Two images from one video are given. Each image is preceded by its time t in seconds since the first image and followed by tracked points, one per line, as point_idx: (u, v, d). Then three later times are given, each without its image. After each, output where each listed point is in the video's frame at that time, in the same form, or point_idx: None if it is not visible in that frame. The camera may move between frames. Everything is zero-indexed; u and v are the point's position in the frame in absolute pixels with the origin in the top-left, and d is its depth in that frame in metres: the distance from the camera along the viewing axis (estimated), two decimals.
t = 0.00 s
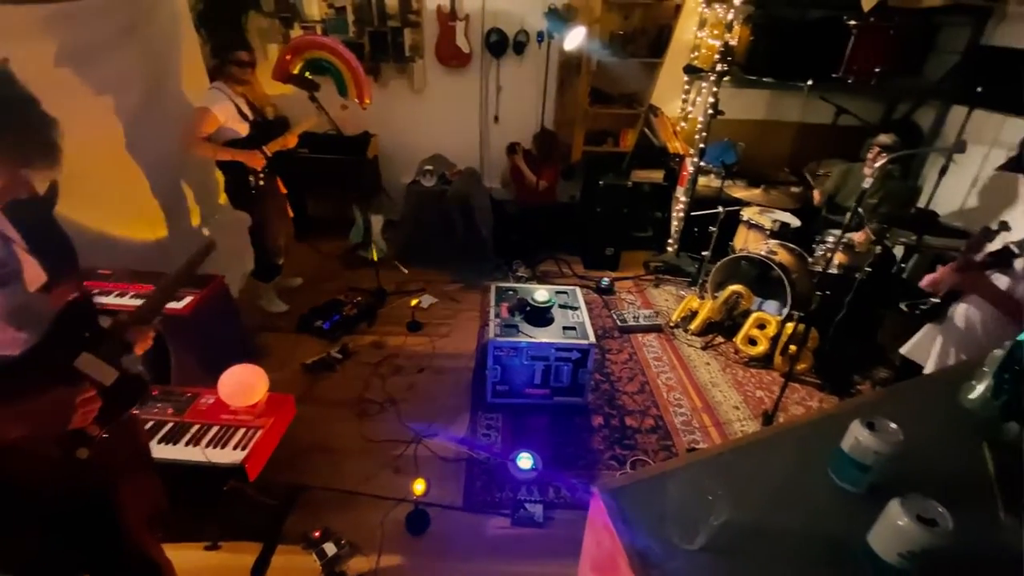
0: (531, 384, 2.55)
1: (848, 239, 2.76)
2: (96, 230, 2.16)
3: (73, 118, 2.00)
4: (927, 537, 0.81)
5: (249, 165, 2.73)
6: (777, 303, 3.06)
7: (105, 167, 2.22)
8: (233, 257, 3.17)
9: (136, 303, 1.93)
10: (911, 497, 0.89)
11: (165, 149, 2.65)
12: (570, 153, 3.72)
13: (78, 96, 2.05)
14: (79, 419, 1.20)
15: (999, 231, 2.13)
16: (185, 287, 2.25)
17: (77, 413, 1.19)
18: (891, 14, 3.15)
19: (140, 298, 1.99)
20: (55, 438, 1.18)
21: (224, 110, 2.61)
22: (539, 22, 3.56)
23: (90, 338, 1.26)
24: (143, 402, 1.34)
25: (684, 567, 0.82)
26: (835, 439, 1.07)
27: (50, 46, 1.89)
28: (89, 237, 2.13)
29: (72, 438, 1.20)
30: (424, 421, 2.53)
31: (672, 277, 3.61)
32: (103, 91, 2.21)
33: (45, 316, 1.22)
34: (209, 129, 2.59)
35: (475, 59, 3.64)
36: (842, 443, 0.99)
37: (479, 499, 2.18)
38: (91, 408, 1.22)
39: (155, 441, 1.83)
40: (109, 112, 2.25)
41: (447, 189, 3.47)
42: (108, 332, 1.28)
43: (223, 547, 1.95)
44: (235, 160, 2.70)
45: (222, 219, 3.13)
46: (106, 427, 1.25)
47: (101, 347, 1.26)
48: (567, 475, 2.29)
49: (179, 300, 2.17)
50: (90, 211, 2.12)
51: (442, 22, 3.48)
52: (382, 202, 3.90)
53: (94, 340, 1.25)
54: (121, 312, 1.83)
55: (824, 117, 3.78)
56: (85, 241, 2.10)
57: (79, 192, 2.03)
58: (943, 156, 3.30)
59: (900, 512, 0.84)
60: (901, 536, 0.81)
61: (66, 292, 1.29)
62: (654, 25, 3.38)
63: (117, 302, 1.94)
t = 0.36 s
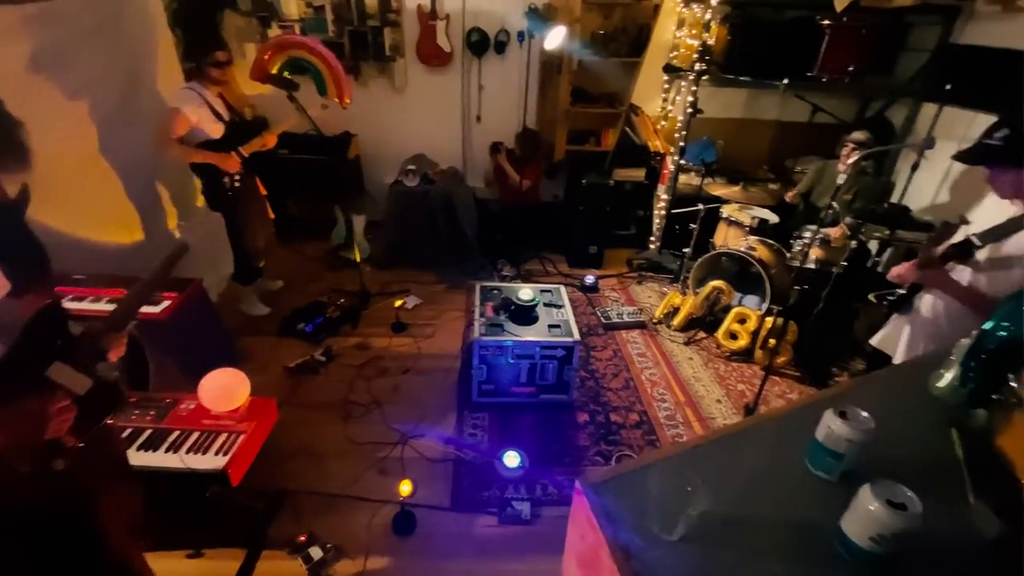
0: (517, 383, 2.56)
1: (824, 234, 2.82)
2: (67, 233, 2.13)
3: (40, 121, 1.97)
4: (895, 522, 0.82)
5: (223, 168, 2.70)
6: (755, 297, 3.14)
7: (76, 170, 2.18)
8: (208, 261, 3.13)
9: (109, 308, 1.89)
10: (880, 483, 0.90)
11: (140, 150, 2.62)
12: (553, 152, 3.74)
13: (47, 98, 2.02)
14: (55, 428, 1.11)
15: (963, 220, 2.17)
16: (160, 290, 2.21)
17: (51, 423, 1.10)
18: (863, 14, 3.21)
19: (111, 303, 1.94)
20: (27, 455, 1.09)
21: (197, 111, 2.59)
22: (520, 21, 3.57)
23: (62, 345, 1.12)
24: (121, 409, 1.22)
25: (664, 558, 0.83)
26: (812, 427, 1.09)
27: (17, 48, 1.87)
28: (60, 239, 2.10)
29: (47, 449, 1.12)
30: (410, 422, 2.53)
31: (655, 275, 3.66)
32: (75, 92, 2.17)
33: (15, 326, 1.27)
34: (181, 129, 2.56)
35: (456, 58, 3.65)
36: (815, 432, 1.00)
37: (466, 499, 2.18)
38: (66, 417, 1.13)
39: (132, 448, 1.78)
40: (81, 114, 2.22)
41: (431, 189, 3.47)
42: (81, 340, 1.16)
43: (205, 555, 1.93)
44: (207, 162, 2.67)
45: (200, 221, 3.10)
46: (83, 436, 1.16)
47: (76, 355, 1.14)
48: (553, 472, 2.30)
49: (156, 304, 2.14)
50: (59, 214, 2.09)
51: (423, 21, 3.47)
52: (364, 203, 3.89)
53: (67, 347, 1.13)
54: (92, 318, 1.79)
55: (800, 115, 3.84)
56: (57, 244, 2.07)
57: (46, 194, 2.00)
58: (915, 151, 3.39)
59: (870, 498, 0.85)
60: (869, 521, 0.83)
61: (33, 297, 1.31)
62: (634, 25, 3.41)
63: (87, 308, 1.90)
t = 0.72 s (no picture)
0: (505, 387, 2.56)
1: (806, 235, 2.86)
2: (44, 243, 2.10)
3: (16, 130, 1.95)
4: (878, 519, 0.83)
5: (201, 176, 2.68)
6: (741, 298, 3.19)
7: (53, 179, 2.15)
8: (188, 269, 3.08)
9: (89, 319, 1.83)
10: (861, 479, 0.91)
11: (119, 158, 2.59)
12: (538, 156, 3.75)
13: (24, 108, 2.00)
14: (25, 448, 1.15)
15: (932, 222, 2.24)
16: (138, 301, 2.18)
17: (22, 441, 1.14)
18: (838, 18, 3.28)
19: (89, 313, 1.89)
20: None
21: (177, 119, 2.58)
22: (503, 26, 3.60)
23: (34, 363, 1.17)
24: (92, 428, 1.28)
25: (649, 560, 0.84)
26: (794, 425, 1.09)
27: None
28: (37, 250, 2.07)
29: (15, 469, 1.13)
30: (399, 428, 2.52)
31: (642, 277, 3.70)
32: (52, 101, 2.15)
33: None
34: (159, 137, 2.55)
35: (440, 64, 3.66)
36: (797, 430, 1.01)
37: (456, 505, 2.18)
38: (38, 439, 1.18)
39: (111, 463, 1.71)
40: (59, 123, 2.19)
41: (417, 195, 3.47)
42: (53, 355, 1.21)
43: (188, 569, 1.90)
44: (184, 169, 2.65)
45: (180, 229, 3.07)
46: (53, 458, 1.19)
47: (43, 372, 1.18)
48: (543, 476, 2.30)
49: (135, 314, 2.12)
50: (35, 223, 2.06)
51: (406, 26, 3.48)
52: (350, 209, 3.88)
53: (37, 364, 1.17)
54: (73, 329, 1.73)
55: (780, 118, 3.90)
56: (33, 254, 2.04)
57: (22, 204, 1.97)
58: (892, 153, 3.45)
59: (852, 495, 0.86)
60: (853, 519, 0.84)
61: None
62: (616, 30, 3.44)
63: (64, 319, 1.83)
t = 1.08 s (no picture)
0: (496, 393, 2.56)
1: (791, 237, 2.90)
2: (26, 253, 2.07)
3: None
4: (865, 519, 0.82)
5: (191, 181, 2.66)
6: (728, 299, 3.19)
7: (35, 189, 2.13)
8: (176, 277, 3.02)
9: (71, 331, 1.82)
10: (847, 480, 0.91)
11: (103, 167, 2.57)
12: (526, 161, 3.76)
13: (6, 117, 1.98)
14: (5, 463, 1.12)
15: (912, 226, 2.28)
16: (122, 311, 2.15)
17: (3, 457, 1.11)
18: (819, 24, 3.34)
19: (71, 325, 1.87)
20: None
21: (162, 124, 2.55)
22: (490, 33, 3.62)
23: (13, 377, 1.18)
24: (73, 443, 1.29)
25: (640, 566, 0.84)
26: (782, 426, 1.10)
27: None
28: (19, 261, 2.05)
29: None
30: (390, 436, 2.51)
31: (631, 280, 3.72)
32: (35, 109, 2.13)
33: None
34: (145, 142, 2.51)
35: (427, 70, 3.67)
36: (784, 433, 1.02)
37: (448, 513, 2.17)
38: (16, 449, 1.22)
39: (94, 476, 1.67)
40: (42, 132, 2.17)
41: (405, 201, 3.48)
42: (31, 369, 1.23)
43: None
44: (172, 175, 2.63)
45: (164, 238, 3.04)
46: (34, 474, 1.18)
47: (23, 386, 1.20)
48: (535, 482, 2.30)
49: (117, 325, 2.08)
50: (17, 233, 2.03)
51: (393, 33, 3.48)
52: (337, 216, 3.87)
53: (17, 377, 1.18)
54: (57, 341, 1.72)
55: (763, 122, 3.95)
56: (15, 265, 2.02)
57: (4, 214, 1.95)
58: (873, 155, 3.51)
59: (838, 495, 0.85)
60: (839, 518, 0.83)
61: None
62: (601, 36, 3.47)
63: (46, 331, 1.81)
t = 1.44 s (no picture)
0: (491, 402, 2.56)
1: (782, 244, 2.92)
2: (17, 266, 2.06)
3: None
4: (854, 526, 0.82)
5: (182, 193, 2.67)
6: (721, 306, 3.25)
7: (25, 201, 2.12)
8: (166, 289, 3.07)
9: (65, 344, 1.81)
10: (835, 487, 0.90)
11: (94, 179, 2.56)
12: (519, 171, 3.79)
13: None
14: None
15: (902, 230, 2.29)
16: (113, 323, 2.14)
17: None
18: (806, 35, 3.39)
19: (65, 338, 1.86)
20: None
21: (154, 136, 2.55)
22: (482, 44, 3.65)
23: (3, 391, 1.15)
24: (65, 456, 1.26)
25: None
26: (774, 432, 1.11)
27: None
28: (10, 274, 2.03)
29: None
30: (385, 446, 2.51)
31: (624, 288, 3.74)
32: (25, 122, 2.12)
33: None
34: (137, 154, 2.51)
35: (421, 81, 3.69)
36: (774, 440, 1.02)
37: (442, 525, 2.16)
38: (8, 457, 1.24)
39: (83, 492, 1.65)
40: (33, 144, 2.17)
41: (399, 210, 3.49)
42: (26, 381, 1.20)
43: None
44: (164, 187, 2.63)
45: (155, 250, 3.03)
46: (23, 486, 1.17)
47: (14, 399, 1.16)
48: (530, 492, 2.29)
49: (109, 337, 2.08)
50: (8, 246, 2.02)
51: (386, 45, 3.50)
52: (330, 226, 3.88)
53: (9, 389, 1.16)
54: (51, 355, 1.71)
55: (753, 131, 4.00)
56: (5, 277, 2.01)
57: None
58: (861, 163, 3.56)
59: (827, 502, 0.85)
60: (829, 525, 0.83)
61: None
62: (592, 47, 3.51)
63: (38, 344, 1.81)
